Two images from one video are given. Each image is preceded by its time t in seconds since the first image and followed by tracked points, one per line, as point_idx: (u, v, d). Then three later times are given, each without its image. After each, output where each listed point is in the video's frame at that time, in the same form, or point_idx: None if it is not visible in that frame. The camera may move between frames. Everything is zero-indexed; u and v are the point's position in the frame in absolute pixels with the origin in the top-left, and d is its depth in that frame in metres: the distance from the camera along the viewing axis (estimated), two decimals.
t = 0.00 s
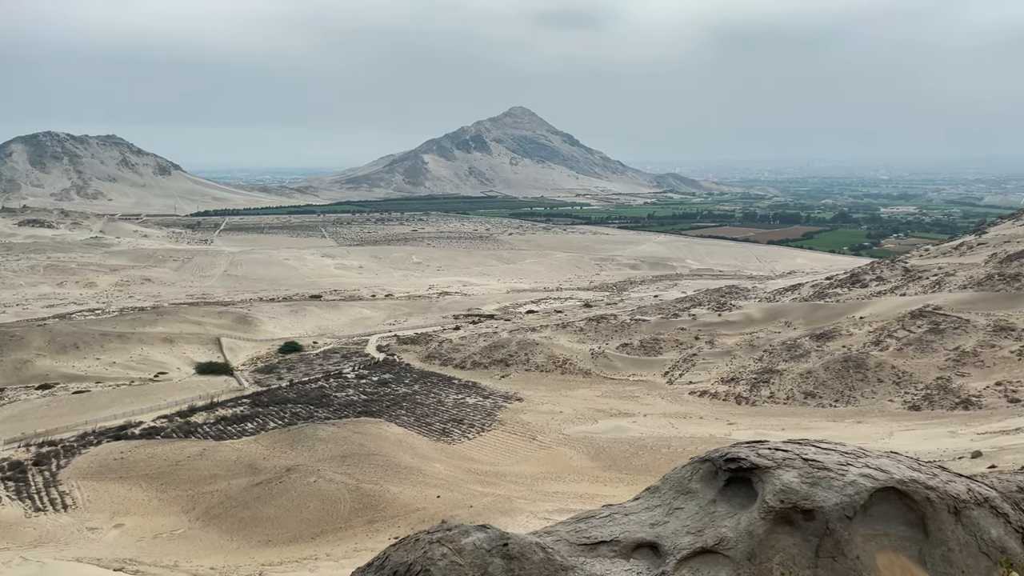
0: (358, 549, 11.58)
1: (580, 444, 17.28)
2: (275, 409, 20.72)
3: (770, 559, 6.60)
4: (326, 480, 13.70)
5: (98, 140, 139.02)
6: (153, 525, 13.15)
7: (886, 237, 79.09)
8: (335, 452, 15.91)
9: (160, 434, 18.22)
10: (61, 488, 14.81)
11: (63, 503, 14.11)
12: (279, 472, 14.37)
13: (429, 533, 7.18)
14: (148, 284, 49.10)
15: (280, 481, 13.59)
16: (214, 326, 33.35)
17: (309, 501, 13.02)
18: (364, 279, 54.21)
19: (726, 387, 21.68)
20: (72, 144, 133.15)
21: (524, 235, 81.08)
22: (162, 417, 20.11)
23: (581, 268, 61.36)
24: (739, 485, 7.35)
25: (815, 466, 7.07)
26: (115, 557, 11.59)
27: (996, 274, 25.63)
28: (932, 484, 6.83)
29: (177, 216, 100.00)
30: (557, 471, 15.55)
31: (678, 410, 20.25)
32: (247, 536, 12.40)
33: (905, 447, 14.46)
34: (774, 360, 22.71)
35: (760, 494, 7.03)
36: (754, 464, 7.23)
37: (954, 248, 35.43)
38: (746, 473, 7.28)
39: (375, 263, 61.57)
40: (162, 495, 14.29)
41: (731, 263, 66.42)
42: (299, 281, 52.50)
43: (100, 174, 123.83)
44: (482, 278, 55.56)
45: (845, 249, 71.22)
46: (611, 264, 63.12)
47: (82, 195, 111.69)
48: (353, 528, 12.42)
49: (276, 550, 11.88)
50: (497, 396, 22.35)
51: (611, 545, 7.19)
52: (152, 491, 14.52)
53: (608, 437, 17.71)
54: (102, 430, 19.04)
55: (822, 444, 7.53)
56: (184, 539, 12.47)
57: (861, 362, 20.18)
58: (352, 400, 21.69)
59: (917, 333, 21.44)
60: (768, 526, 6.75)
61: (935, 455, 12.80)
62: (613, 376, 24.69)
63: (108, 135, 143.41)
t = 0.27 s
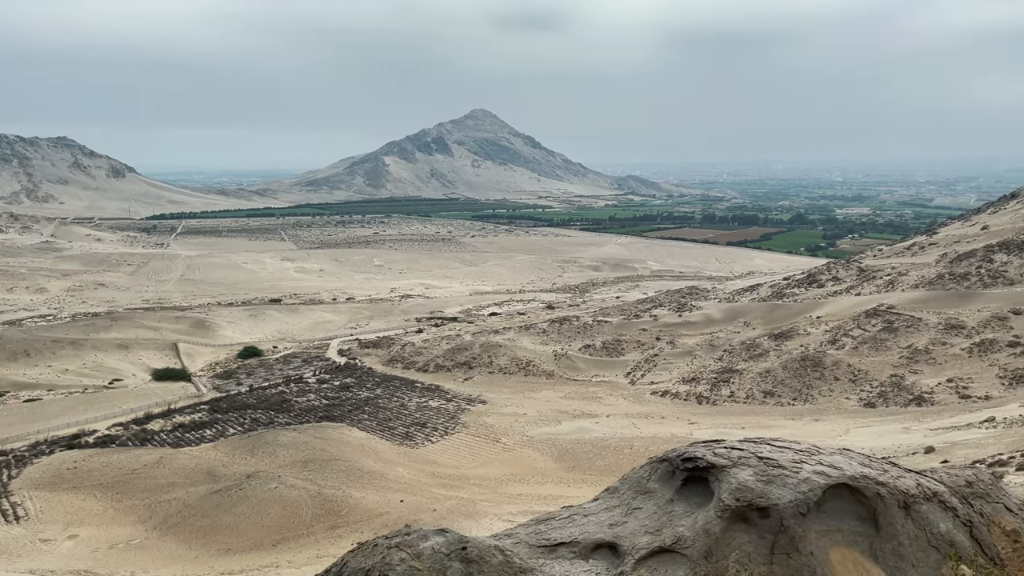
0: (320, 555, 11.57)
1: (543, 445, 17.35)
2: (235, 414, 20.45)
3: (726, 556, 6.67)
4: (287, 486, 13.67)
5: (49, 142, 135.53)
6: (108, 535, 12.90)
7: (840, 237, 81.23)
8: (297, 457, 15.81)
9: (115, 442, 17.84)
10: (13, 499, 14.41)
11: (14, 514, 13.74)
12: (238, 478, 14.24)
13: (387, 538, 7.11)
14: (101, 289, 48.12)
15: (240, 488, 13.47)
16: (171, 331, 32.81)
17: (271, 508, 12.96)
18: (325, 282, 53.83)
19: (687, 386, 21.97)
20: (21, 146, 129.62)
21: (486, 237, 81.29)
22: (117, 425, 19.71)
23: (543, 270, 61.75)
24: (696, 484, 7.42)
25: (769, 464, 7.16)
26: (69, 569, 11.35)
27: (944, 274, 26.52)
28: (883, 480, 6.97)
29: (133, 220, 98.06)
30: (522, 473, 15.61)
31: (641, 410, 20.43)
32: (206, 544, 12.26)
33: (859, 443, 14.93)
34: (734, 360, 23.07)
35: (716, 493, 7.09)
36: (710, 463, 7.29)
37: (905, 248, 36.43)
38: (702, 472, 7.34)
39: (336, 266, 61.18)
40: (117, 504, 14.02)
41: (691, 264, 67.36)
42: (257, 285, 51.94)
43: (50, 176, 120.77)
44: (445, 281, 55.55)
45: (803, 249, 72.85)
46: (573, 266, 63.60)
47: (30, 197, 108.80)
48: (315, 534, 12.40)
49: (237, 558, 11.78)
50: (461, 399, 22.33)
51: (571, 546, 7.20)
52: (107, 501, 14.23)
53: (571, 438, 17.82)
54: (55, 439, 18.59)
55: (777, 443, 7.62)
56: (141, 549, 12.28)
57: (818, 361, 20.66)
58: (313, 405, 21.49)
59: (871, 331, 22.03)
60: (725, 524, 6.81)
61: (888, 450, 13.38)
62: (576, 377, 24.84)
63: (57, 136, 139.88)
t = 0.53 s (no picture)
0: (283, 561, 11.59)
1: (508, 447, 17.44)
2: (195, 420, 20.19)
3: (684, 554, 6.72)
4: (248, 492, 13.60)
5: None
6: (63, 546, 12.67)
7: (797, 237, 83.20)
8: (259, 463, 15.74)
9: (70, 451, 17.48)
10: None
11: None
12: (198, 486, 14.13)
13: (345, 544, 7.04)
14: (54, 294, 47.18)
15: (200, 495, 13.39)
16: (128, 336, 32.28)
17: (232, 515, 12.91)
18: (286, 285, 53.44)
19: (650, 386, 22.29)
20: None
21: (449, 239, 81.45)
22: (72, 433, 19.32)
23: (507, 271, 62.04)
24: (654, 483, 7.46)
25: (726, 461, 7.21)
26: None
27: (898, 274, 27.30)
28: (836, 476, 7.07)
29: (87, 223, 96.18)
30: (487, 474, 15.68)
31: (605, 410, 20.66)
32: (166, 553, 12.16)
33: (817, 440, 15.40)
34: (695, 358, 23.44)
35: (674, 491, 7.13)
36: (668, 462, 7.32)
37: (860, 248, 37.19)
38: (661, 471, 7.38)
39: (297, 268, 60.79)
40: (73, 514, 13.77)
41: (653, 264, 68.12)
42: (216, 288, 51.38)
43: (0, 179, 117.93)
44: (409, 283, 55.51)
45: (763, 248, 74.36)
46: (537, 267, 63.98)
47: None
48: (278, 540, 12.40)
49: (198, 566, 11.71)
50: (425, 402, 22.38)
51: (531, 547, 7.20)
52: (62, 510, 13.96)
53: (535, 438, 17.96)
54: (7, 448, 18.15)
55: (734, 441, 7.68)
56: (98, 559, 12.11)
57: (778, 359, 21.17)
58: (275, 410, 21.32)
59: (829, 330, 22.64)
60: (683, 522, 6.86)
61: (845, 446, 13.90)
62: (540, 378, 24.98)
63: (8, 138, 136.29)
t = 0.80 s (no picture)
0: (247, 567, 11.63)
1: (474, 448, 17.54)
2: (155, 426, 19.92)
3: (644, 552, 6.76)
4: (210, 498, 13.66)
5: None
6: (18, 556, 12.42)
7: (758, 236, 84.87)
8: (221, 468, 15.72)
9: (24, 459, 17.09)
10: None
11: None
12: (158, 493, 14.10)
13: (305, 548, 6.96)
14: (5, 299, 46.22)
15: (161, 503, 13.36)
16: (84, 341, 31.72)
17: (195, 522, 12.91)
18: (247, 287, 52.99)
19: (615, 385, 22.56)
20: None
21: (413, 240, 81.49)
22: (26, 441, 18.88)
23: (473, 272, 62.22)
24: (615, 481, 7.48)
25: (685, 459, 7.25)
26: None
27: (855, 272, 28.04)
28: (793, 471, 7.17)
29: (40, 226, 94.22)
30: (454, 475, 15.75)
31: (570, 409, 20.85)
32: (126, 561, 12.08)
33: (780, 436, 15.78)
34: (660, 357, 23.79)
35: (634, 489, 7.15)
36: (628, 460, 7.34)
37: (820, 248, 37.97)
38: (621, 469, 7.39)
39: (258, 270, 60.33)
40: (29, 523, 13.52)
41: (618, 264, 68.62)
42: (176, 291, 50.77)
43: None
44: (373, 284, 55.39)
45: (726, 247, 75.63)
46: (502, 268, 64.17)
47: None
48: (241, 546, 12.42)
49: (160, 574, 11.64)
50: (391, 404, 22.34)
51: (493, 548, 7.19)
52: (17, 520, 13.68)
53: (502, 439, 18.08)
54: None
55: (693, 438, 7.73)
56: (56, 569, 11.94)
57: (740, 357, 21.60)
58: (237, 414, 21.09)
59: (790, 328, 23.25)
60: (643, 519, 6.88)
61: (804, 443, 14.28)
62: (506, 378, 25.02)
63: None
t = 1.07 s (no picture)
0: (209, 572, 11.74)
1: (441, 448, 17.92)
2: (115, 431, 19.78)
3: (606, 549, 6.78)
4: (173, 503, 13.66)
5: None
6: None
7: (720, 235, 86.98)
8: (185, 473, 15.88)
9: None
10: None
11: None
12: (119, 498, 14.00)
13: (265, 552, 6.88)
14: None
15: (122, 509, 13.32)
16: (41, 345, 31.26)
17: (157, 528, 12.91)
18: (209, 289, 52.51)
19: (582, 383, 22.83)
20: None
21: (379, 240, 81.46)
22: None
23: (439, 272, 62.42)
24: (577, 479, 7.50)
25: (647, 455, 7.28)
26: None
27: (816, 269, 30.12)
28: (753, 466, 7.24)
29: None
30: (421, 476, 16.08)
31: (538, 408, 21.18)
32: (87, 569, 12.08)
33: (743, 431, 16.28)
34: (627, 355, 24.19)
35: (597, 486, 7.17)
36: (590, 458, 7.37)
37: (785, 244, 40.76)
38: (584, 467, 7.41)
39: (221, 271, 59.82)
40: None
41: (584, 263, 69.03)
42: (136, 293, 50.12)
43: None
44: (338, 285, 55.27)
45: (690, 246, 77.27)
46: (469, 268, 64.37)
47: None
48: (205, 552, 12.49)
49: None
50: (357, 405, 22.64)
51: (456, 548, 7.18)
52: None
53: (469, 439, 18.42)
54: None
55: (654, 434, 7.76)
56: None
57: (705, 354, 22.04)
58: (200, 417, 21.11)
59: (754, 325, 24.16)
60: (605, 517, 6.91)
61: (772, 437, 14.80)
62: (473, 378, 25.15)
63: None
